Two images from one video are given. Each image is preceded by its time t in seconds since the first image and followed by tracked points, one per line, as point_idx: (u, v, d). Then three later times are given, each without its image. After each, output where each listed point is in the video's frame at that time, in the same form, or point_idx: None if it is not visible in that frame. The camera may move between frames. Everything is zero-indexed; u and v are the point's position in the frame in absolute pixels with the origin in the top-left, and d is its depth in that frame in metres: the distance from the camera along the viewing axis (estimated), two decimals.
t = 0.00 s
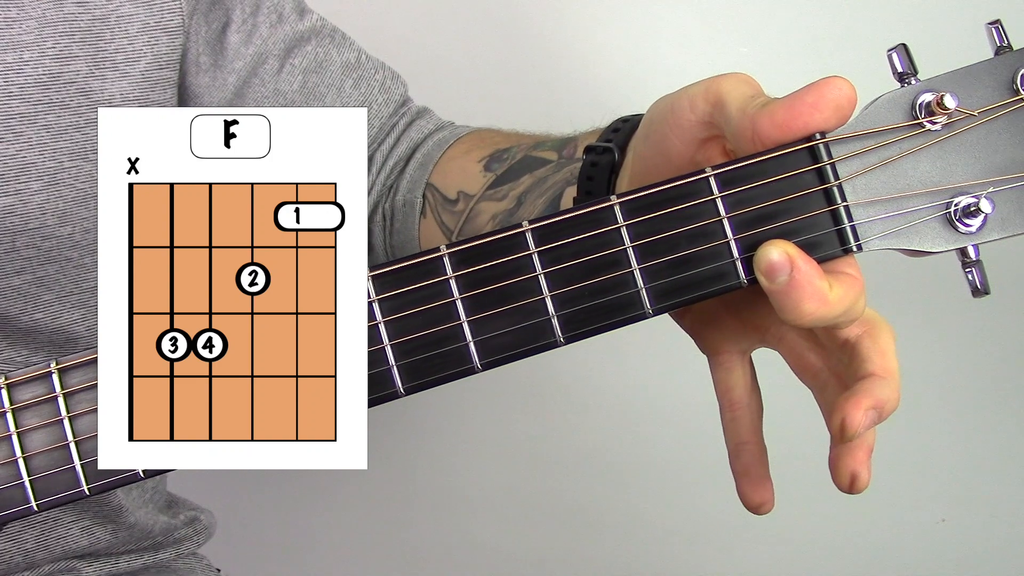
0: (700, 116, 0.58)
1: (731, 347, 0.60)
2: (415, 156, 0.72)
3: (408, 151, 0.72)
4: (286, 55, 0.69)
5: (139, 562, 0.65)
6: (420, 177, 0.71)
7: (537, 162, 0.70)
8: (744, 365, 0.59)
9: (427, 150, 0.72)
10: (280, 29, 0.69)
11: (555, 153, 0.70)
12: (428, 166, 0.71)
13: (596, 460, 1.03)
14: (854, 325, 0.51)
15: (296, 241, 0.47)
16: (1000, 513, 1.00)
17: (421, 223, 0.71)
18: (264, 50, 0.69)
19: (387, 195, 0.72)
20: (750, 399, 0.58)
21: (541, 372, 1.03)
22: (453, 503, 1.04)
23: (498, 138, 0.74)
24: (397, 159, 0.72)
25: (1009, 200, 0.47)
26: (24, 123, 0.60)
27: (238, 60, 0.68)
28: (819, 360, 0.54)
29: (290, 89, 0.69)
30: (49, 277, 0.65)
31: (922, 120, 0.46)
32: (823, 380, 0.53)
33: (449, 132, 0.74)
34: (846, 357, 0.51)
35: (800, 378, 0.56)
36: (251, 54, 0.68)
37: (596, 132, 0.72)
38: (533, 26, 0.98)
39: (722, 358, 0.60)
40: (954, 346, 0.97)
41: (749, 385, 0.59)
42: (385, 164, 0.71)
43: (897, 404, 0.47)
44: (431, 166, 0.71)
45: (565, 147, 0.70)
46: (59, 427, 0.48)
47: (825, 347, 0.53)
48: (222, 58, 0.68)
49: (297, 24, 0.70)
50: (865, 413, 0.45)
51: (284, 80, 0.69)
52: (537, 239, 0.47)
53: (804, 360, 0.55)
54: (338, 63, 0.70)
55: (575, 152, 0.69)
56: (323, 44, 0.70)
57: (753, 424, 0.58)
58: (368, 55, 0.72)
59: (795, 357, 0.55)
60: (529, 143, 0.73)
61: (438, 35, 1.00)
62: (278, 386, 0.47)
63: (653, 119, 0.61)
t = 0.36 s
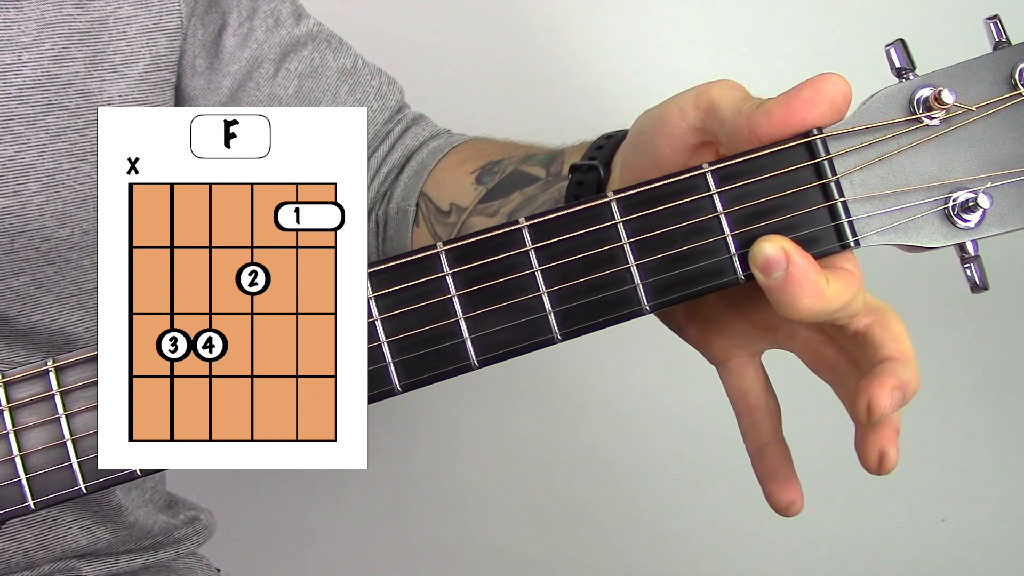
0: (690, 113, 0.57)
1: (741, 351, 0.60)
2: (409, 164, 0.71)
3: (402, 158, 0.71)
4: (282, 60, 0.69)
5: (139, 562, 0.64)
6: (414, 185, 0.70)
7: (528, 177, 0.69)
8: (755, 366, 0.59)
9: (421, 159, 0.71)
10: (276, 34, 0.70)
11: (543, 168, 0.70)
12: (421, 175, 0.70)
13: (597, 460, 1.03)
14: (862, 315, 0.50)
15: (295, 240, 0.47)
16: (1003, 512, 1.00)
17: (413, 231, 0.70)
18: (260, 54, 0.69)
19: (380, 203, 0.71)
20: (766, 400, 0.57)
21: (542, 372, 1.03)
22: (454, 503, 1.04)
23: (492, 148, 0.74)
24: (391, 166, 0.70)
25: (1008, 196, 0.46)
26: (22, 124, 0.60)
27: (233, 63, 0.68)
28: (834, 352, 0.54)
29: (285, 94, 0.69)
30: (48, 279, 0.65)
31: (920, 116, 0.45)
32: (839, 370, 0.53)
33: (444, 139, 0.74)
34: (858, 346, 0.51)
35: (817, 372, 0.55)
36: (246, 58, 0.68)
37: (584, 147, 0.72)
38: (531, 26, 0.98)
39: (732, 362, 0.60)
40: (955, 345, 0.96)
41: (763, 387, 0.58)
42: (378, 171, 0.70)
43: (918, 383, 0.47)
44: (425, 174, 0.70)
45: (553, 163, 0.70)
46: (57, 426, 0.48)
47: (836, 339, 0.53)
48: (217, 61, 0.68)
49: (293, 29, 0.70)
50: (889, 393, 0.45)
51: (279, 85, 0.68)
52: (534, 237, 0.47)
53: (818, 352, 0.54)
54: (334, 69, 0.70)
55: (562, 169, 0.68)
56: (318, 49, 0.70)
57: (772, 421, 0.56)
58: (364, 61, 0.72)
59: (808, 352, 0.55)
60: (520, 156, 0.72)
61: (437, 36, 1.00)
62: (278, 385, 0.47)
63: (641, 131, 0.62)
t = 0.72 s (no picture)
0: (688, 112, 0.57)
1: (743, 354, 0.60)
2: (408, 166, 0.71)
3: (401, 161, 0.71)
4: (281, 62, 0.69)
5: (139, 562, 0.64)
6: (412, 188, 0.70)
7: (525, 181, 0.70)
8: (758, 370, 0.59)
9: (420, 161, 0.71)
10: (275, 36, 0.70)
11: (540, 172, 0.70)
12: (420, 177, 0.70)
13: (597, 460, 1.03)
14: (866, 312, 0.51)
15: (295, 241, 0.47)
16: (1001, 513, 1.00)
17: (411, 234, 0.70)
18: (259, 56, 0.69)
19: (379, 205, 0.71)
20: (767, 402, 0.57)
21: (542, 372, 1.03)
22: (454, 503, 1.04)
23: (490, 151, 0.74)
24: (389, 168, 0.71)
25: (1007, 196, 0.47)
26: (21, 126, 0.60)
27: (231, 65, 0.68)
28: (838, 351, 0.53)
29: (283, 96, 0.69)
30: (48, 281, 0.65)
31: (919, 116, 0.46)
32: (842, 369, 0.53)
33: (443, 142, 0.74)
34: (863, 342, 0.51)
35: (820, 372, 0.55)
36: (245, 60, 0.69)
37: (580, 149, 0.72)
38: (531, 27, 0.98)
39: (735, 365, 0.60)
40: (955, 345, 0.97)
41: (765, 388, 0.58)
42: (377, 173, 0.70)
43: (922, 376, 0.47)
44: (424, 177, 0.70)
45: (550, 167, 0.70)
46: (57, 426, 0.48)
47: (840, 337, 0.53)
48: (216, 63, 0.68)
49: (292, 31, 0.71)
50: (891, 385, 0.45)
51: (278, 87, 0.69)
52: (534, 237, 0.47)
53: (821, 351, 0.54)
54: (333, 71, 0.70)
55: (559, 174, 0.69)
56: (318, 51, 0.70)
57: (775, 425, 0.56)
58: (363, 64, 0.72)
59: (812, 352, 0.55)
60: (517, 159, 0.73)
61: (437, 36, 1.00)
62: (278, 385, 0.47)
63: (636, 135, 0.62)
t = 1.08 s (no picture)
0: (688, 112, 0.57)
1: (745, 356, 0.59)
2: (408, 165, 0.71)
3: (400, 160, 0.71)
4: (280, 61, 0.69)
5: (139, 562, 0.64)
6: (412, 187, 0.69)
7: (525, 181, 0.69)
8: (759, 372, 0.59)
9: (420, 161, 0.71)
10: (275, 35, 0.69)
11: (540, 172, 0.70)
12: (420, 176, 0.70)
13: (597, 459, 1.03)
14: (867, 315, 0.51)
15: (296, 241, 0.47)
16: (1002, 513, 1.00)
17: (411, 234, 0.70)
18: (258, 55, 0.69)
19: (379, 205, 0.71)
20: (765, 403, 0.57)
21: (542, 371, 1.03)
22: (454, 502, 1.04)
23: (490, 151, 0.74)
24: (389, 168, 0.70)
25: (1009, 197, 0.46)
26: (20, 125, 0.60)
27: (231, 64, 0.68)
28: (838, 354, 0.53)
29: (283, 95, 0.68)
30: (47, 281, 0.65)
31: (921, 117, 0.45)
32: (842, 372, 0.53)
33: (443, 141, 0.73)
34: (864, 346, 0.51)
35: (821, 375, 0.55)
36: (245, 59, 0.68)
37: (580, 148, 0.72)
38: (532, 27, 0.98)
39: (736, 367, 0.60)
40: (956, 345, 0.96)
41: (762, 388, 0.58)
42: (376, 172, 0.70)
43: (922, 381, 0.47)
44: (424, 176, 0.70)
45: (550, 166, 0.70)
46: (56, 427, 0.48)
47: (840, 340, 0.53)
48: (216, 62, 0.68)
49: (292, 30, 0.70)
50: (888, 391, 0.45)
51: (278, 85, 0.68)
52: (534, 237, 0.47)
53: (821, 354, 0.54)
54: (333, 70, 0.70)
55: (559, 174, 0.69)
56: (318, 50, 0.70)
57: (775, 427, 0.56)
58: (363, 62, 0.72)
59: (812, 355, 0.55)
60: (517, 158, 0.72)
61: (437, 36, 0.99)
62: (278, 385, 0.47)
63: (636, 138, 0.62)
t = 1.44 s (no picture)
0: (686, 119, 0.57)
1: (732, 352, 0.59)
2: (409, 169, 0.71)
3: (401, 164, 0.71)
4: (280, 62, 0.69)
5: (139, 562, 0.64)
6: (414, 191, 0.69)
7: (525, 188, 0.69)
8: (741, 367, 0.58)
9: (421, 164, 0.71)
10: (274, 36, 0.70)
11: (541, 180, 0.70)
12: (421, 180, 0.70)
13: (598, 460, 1.03)
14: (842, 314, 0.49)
15: (295, 241, 0.47)
16: (1006, 514, 1.00)
17: (413, 237, 0.70)
18: (258, 56, 0.69)
19: (379, 207, 0.71)
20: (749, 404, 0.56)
21: (543, 372, 1.03)
22: (455, 503, 1.04)
23: (492, 158, 0.73)
24: (389, 171, 0.70)
25: (1009, 193, 0.46)
26: (20, 124, 0.60)
27: (231, 65, 0.68)
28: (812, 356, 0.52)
29: (283, 96, 0.68)
30: (47, 280, 0.65)
31: (920, 112, 0.45)
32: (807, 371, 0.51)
33: (443, 145, 0.73)
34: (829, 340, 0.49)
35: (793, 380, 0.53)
36: (244, 60, 0.68)
37: (583, 159, 0.72)
38: (533, 26, 0.97)
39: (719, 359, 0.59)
40: (959, 345, 0.96)
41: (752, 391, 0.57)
42: (377, 175, 0.70)
43: (845, 371, 0.44)
44: (425, 180, 0.70)
45: (551, 175, 0.70)
46: (52, 425, 0.48)
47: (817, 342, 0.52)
48: (215, 63, 0.68)
49: (292, 31, 0.70)
50: (802, 354, 0.44)
51: (277, 86, 0.68)
52: (531, 234, 0.47)
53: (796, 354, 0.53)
54: (333, 72, 0.70)
55: (559, 181, 0.68)
56: (317, 52, 0.70)
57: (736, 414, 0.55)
58: (362, 64, 0.72)
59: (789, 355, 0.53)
60: (519, 166, 0.72)
61: (438, 36, 0.99)
62: (278, 385, 0.47)
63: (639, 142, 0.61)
